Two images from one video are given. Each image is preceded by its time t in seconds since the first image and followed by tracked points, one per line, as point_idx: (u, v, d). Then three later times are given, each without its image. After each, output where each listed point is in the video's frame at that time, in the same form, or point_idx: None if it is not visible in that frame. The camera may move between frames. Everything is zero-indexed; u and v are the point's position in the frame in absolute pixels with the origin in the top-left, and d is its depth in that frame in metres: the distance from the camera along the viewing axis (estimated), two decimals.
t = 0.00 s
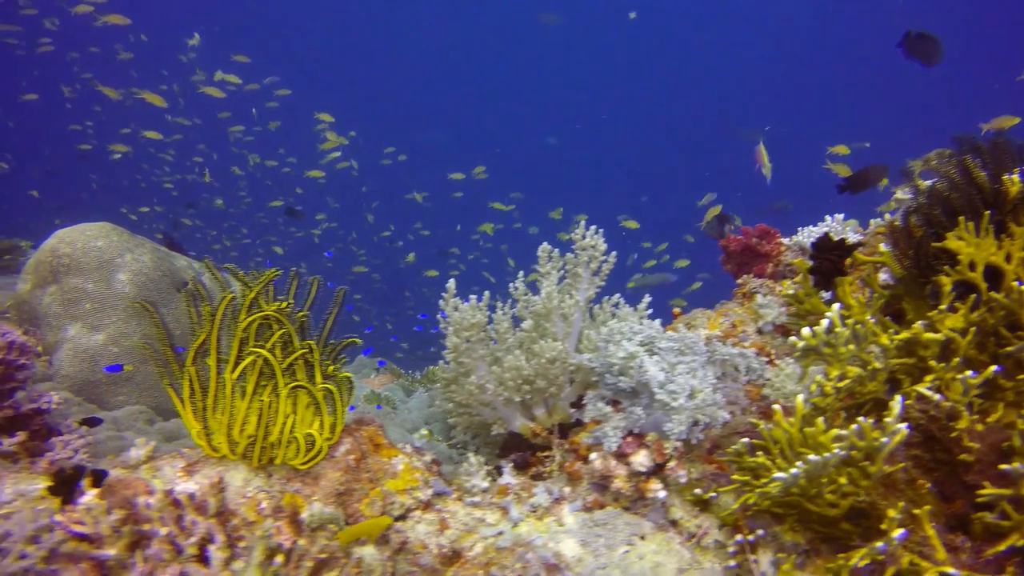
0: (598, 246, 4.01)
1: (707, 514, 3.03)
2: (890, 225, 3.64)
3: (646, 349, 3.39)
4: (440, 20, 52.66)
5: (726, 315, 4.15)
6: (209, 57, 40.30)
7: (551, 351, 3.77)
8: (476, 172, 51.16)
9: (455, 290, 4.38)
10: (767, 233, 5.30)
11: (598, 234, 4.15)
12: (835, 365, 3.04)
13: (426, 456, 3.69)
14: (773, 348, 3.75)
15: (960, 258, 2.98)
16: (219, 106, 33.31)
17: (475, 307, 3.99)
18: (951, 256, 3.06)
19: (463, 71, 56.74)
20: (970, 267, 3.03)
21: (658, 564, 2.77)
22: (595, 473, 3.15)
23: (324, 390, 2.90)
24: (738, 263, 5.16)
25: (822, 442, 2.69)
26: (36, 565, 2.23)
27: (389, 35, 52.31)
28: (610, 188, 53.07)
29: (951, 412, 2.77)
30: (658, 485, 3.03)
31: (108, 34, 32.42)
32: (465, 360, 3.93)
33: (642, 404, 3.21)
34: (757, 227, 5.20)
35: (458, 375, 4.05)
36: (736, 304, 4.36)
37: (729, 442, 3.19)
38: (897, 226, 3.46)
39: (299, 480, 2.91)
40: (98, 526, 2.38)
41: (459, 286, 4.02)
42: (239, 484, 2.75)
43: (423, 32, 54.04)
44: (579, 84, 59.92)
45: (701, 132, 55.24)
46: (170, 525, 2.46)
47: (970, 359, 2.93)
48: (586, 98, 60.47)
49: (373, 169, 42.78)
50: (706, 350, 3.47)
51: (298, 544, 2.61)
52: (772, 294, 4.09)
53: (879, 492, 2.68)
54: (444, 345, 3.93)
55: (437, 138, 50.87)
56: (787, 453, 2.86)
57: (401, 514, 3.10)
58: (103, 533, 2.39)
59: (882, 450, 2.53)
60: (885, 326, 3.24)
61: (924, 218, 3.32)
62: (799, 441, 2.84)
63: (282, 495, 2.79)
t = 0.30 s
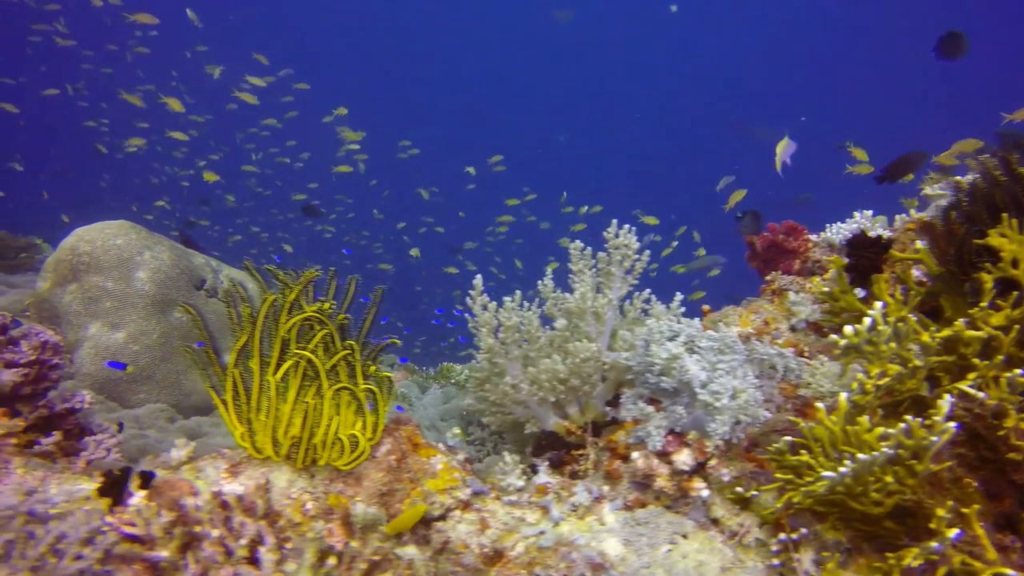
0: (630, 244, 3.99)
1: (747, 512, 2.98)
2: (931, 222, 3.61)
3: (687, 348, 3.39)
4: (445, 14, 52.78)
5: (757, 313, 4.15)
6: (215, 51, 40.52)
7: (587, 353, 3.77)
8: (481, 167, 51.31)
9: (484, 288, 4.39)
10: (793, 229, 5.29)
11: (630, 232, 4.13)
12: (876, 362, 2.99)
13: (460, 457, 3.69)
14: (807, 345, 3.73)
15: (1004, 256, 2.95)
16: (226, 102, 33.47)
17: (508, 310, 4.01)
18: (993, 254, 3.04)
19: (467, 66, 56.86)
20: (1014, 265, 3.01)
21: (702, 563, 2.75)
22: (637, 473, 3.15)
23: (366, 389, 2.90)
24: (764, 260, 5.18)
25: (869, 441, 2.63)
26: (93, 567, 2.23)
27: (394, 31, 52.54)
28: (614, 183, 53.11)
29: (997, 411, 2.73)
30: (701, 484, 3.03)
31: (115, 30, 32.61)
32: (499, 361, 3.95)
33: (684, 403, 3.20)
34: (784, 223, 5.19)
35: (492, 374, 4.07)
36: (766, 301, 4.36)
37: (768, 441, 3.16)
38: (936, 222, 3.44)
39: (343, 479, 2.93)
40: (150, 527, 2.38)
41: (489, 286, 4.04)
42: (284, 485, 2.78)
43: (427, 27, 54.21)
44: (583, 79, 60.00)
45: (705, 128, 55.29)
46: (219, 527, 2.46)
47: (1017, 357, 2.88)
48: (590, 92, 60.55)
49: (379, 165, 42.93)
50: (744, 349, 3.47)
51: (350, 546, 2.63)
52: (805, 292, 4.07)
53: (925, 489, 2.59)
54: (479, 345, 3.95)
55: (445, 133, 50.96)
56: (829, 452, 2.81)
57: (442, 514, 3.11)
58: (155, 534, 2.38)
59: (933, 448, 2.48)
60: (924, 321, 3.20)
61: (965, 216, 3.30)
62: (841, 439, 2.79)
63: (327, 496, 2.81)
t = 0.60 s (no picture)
0: (651, 244, 4.02)
1: (776, 509, 2.98)
2: (953, 219, 3.62)
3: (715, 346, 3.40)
4: (443, 9, 52.85)
5: (776, 310, 4.16)
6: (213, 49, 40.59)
7: (610, 353, 3.79)
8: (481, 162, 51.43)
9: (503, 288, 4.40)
10: (808, 225, 5.30)
11: (651, 231, 4.14)
12: (904, 360, 2.99)
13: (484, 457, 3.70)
14: (828, 342, 3.72)
15: None
16: (226, 100, 33.59)
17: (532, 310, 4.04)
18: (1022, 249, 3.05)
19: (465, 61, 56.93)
20: None
21: (733, 561, 2.75)
22: (666, 471, 3.17)
23: (398, 392, 2.92)
24: (779, 257, 5.20)
25: (902, 438, 2.63)
26: (139, 571, 2.24)
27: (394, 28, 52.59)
28: (613, 178, 53.20)
29: None
30: (731, 482, 3.04)
31: (114, 28, 32.69)
32: (523, 361, 3.98)
33: (711, 402, 3.21)
34: (799, 219, 5.20)
35: (515, 373, 4.10)
36: (784, 298, 4.36)
37: (795, 438, 3.17)
38: (962, 218, 3.44)
39: (374, 483, 2.95)
40: (191, 533, 2.42)
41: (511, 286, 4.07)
42: (317, 488, 2.80)
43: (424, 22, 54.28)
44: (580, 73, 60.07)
45: (704, 121, 55.42)
46: (257, 531, 2.49)
47: None
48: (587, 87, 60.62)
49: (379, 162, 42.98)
50: (769, 348, 3.48)
51: (390, 549, 2.66)
52: (824, 289, 4.08)
53: (959, 487, 2.59)
54: (503, 345, 3.99)
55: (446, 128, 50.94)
56: (858, 450, 2.82)
57: (471, 515, 3.13)
58: (196, 540, 2.42)
59: (969, 445, 2.48)
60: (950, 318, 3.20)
61: (992, 211, 3.31)
62: (871, 437, 2.80)
63: (359, 499, 2.83)
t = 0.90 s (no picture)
0: (673, 244, 4.05)
1: (805, 506, 3.02)
2: (977, 213, 3.65)
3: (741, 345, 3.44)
4: (442, 7, 52.90)
5: (797, 305, 4.20)
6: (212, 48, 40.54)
7: (634, 353, 3.82)
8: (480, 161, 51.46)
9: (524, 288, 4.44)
10: (824, 220, 5.34)
11: (673, 231, 4.18)
12: (934, 355, 3.02)
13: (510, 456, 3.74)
14: (849, 336, 3.75)
15: None
16: (229, 102, 33.65)
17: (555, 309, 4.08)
18: None
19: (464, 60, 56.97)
20: None
21: (764, 558, 2.75)
22: (695, 469, 3.20)
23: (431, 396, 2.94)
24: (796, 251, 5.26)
25: (935, 435, 2.67)
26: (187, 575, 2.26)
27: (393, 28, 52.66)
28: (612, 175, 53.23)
29: None
30: (761, 479, 3.08)
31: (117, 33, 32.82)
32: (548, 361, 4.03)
33: (739, 400, 3.24)
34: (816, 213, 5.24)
35: (539, 373, 4.15)
36: (803, 293, 4.39)
37: (822, 435, 3.20)
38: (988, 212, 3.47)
39: (406, 485, 2.98)
40: (234, 537, 2.45)
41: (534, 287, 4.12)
42: (352, 491, 2.82)
43: (423, 20, 54.33)
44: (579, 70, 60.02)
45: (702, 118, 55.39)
46: (297, 534, 2.54)
47: None
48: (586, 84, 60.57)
49: (378, 161, 42.92)
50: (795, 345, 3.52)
51: (430, 551, 2.71)
52: (845, 284, 4.11)
53: (995, 482, 2.60)
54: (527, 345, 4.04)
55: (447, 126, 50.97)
56: (889, 445, 2.85)
57: (500, 515, 3.17)
58: (238, 543, 2.45)
59: (1005, 440, 2.51)
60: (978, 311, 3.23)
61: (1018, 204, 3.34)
62: (902, 433, 2.83)
63: (393, 501, 2.85)
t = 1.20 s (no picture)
0: (709, 246, 4.06)
1: (846, 505, 2.99)
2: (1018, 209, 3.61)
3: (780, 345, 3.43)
4: (445, 6, 53.00)
5: (828, 304, 4.18)
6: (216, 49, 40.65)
7: (669, 354, 3.81)
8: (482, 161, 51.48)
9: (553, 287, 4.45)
10: (852, 218, 5.31)
11: (708, 233, 4.17)
12: (976, 353, 2.99)
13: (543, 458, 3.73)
14: (883, 334, 3.72)
15: None
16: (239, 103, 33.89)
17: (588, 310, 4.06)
18: None
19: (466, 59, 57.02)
20: None
21: (807, 557, 2.73)
22: (736, 468, 3.18)
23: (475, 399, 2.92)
24: (822, 248, 5.26)
25: (983, 435, 2.65)
26: None
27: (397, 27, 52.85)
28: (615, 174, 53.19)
29: None
30: (804, 478, 3.04)
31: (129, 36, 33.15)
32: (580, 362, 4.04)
33: (779, 399, 3.23)
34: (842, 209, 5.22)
35: (571, 375, 4.15)
36: (833, 291, 4.38)
37: (864, 434, 3.16)
38: None
39: (449, 486, 2.97)
40: (284, 540, 2.46)
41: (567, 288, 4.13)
42: (396, 493, 2.82)
43: (425, 20, 54.50)
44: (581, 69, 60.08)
45: (704, 117, 55.50)
46: (347, 537, 2.53)
47: None
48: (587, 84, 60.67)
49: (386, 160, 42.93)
50: (834, 345, 3.49)
51: (482, 553, 2.68)
52: (878, 282, 4.09)
53: None
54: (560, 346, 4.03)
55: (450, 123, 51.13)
56: (934, 444, 2.81)
57: (541, 516, 3.18)
58: (289, 546, 2.46)
59: None
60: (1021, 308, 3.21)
61: None
62: (948, 432, 2.79)
63: (437, 503, 2.84)
